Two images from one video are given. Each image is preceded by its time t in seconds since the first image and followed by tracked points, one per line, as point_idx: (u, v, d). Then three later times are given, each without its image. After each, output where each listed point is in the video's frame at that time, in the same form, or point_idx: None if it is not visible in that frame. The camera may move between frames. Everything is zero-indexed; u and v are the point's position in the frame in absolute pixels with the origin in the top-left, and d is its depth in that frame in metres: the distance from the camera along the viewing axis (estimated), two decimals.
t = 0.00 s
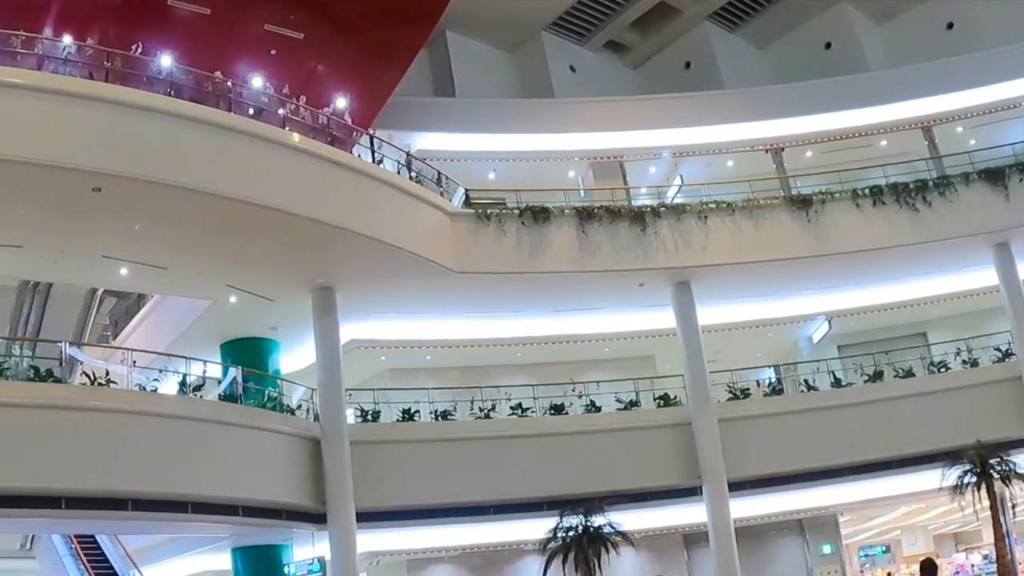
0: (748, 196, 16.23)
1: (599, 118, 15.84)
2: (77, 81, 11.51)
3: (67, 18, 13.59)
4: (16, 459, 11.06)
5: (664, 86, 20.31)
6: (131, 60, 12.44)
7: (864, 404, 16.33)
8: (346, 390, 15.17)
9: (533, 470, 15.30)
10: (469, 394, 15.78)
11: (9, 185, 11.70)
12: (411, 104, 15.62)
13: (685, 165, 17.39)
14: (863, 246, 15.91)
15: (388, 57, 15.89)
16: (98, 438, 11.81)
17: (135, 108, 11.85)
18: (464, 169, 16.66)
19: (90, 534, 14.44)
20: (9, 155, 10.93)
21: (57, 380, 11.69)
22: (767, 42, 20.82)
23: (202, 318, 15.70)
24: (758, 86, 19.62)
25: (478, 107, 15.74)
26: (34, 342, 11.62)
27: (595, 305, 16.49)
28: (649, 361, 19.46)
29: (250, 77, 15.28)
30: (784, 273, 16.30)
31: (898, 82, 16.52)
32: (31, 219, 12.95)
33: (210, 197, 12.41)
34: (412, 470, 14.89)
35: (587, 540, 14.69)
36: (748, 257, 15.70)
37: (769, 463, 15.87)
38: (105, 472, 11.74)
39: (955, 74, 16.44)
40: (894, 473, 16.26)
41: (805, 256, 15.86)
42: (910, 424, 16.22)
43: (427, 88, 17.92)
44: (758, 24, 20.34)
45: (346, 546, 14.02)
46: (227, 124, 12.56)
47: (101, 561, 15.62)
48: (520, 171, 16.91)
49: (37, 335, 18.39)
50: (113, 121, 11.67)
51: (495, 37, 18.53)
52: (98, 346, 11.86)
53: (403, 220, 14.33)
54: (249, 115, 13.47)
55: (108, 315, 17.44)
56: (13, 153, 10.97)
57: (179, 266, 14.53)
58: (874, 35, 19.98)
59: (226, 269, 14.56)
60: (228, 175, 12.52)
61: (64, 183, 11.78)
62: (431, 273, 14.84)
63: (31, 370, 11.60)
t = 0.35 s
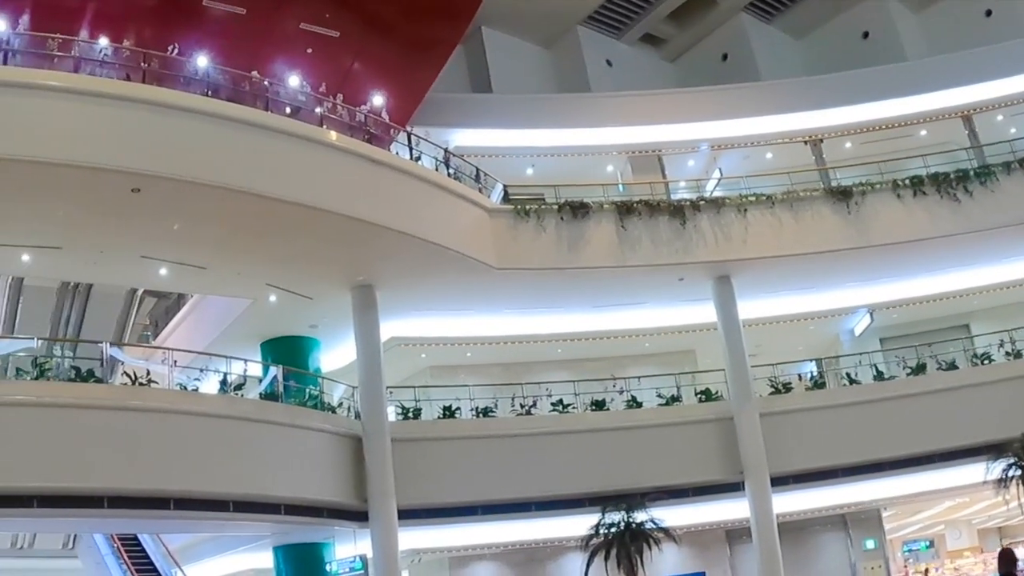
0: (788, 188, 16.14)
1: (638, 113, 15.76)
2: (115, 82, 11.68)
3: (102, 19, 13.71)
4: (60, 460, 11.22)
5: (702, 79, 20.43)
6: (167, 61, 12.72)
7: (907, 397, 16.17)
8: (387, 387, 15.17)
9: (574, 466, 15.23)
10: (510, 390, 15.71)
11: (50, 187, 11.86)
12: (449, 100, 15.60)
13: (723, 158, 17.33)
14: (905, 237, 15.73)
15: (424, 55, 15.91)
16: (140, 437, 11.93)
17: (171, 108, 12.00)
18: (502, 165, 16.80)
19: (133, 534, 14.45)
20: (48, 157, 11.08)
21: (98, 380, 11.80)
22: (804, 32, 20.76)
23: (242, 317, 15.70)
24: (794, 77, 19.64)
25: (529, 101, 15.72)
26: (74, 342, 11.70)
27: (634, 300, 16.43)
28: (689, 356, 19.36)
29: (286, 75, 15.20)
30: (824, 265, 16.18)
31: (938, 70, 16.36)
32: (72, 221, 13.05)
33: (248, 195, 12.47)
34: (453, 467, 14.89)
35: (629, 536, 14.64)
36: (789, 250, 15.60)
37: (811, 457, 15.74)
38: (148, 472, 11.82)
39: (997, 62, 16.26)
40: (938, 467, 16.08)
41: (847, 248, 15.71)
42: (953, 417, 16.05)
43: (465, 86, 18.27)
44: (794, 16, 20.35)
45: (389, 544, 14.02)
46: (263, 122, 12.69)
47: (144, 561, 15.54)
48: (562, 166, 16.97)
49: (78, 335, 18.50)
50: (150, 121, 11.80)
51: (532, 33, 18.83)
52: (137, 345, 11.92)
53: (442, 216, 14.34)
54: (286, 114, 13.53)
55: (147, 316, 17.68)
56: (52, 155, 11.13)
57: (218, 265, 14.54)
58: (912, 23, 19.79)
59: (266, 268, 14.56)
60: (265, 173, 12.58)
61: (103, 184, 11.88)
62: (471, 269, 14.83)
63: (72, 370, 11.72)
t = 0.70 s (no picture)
0: (827, 179, 16.03)
1: (668, 105, 15.97)
2: (149, 81, 11.87)
3: (137, 16, 13.98)
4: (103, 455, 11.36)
5: (737, 70, 20.47)
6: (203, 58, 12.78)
7: (947, 389, 16.00)
8: (425, 382, 15.16)
9: (612, 460, 15.17)
10: (549, 384, 15.65)
11: (88, 186, 12.00)
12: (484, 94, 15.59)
13: (761, 149, 17.30)
14: (945, 228, 15.56)
15: (459, 49, 15.74)
16: (180, 433, 12.04)
17: (209, 106, 12.17)
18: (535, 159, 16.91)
19: (173, 530, 14.46)
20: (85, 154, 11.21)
21: (137, 377, 11.98)
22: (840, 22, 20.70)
23: (280, 312, 15.70)
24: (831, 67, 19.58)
25: (560, 96, 15.93)
26: (112, 340, 11.85)
27: (671, 293, 16.37)
28: (727, 350, 19.24)
29: (321, 71, 15.33)
30: (864, 257, 16.05)
31: (978, 58, 16.19)
32: (110, 220, 13.13)
33: (285, 191, 12.49)
34: (492, 462, 14.86)
35: (668, 531, 14.63)
36: (828, 242, 15.51)
37: (850, 451, 15.60)
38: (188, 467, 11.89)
39: None
40: (981, 460, 15.87)
41: (887, 240, 15.54)
42: (995, 410, 15.86)
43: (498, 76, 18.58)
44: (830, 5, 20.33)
45: (428, 540, 13.98)
46: (297, 118, 12.75)
47: (182, 556, 15.42)
48: (596, 158, 17.05)
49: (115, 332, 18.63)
50: (185, 119, 11.97)
51: (567, 26, 18.97)
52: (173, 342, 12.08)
53: (479, 211, 14.32)
54: (321, 110, 13.41)
55: (184, 312, 17.75)
56: (93, 154, 11.30)
57: (256, 262, 14.55)
58: (950, 10, 19.58)
59: (303, 264, 14.56)
60: (301, 169, 12.59)
61: (140, 182, 11.96)
62: (508, 263, 14.81)
63: (111, 367, 11.89)
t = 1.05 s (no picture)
0: (862, 169, 15.91)
1: (702, 95, 16.17)
2: (185, 75, 11.92)
3: (169, 10, 14.10)
4: (141, 447, 11.50)
5: (772, 59, 20.62)
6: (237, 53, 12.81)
7: (985, 382, 15.84)
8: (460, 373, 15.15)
9: (647, 453, 15.12)
10: (584, 376, 15.64)
11: (123, 181, 12.05)
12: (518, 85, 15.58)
13: (796, 140, 17.55)
14: (983, 219, 15.40)
15: (493, 41, 15.60)
16: (216, 424, 12.07)
17: (245, 99, 12.16)
18: (572, 150, 17.30)
19: (211, 521, 14.50)
20: (121, 149, 11.27)
21: (172, 370, 12.10)
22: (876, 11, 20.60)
23: (315, 304, 15.72)
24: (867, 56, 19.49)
25: (593, 86, 16.27)
26: (147, 333, 12.06)
27: (706, 284, 16.42)
28: (764, 341, 19.24)
29: (355, 64, 15.26)
30: (902, 248, 15.93)
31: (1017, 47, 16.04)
32: (145, 215, 13.19)
33: (320, 183, 12.45)
34: (527, 455, 14.81)
35: (704, 524, 14.45)
36: (867, 233, 15.35)
37: (886, 444, 15.48)
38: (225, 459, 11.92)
39: None
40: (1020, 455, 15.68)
41: (925, 232, 15.39)
42: None
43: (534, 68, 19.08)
44: None
45: (463, 533, 13.93)
46: (332, 111, 12.73)
47: (218, 548, 15.49)
48: (636, 148, 17.29)
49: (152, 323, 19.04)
50: (220, 112, 11.95)
51: (600, 15, 19.35)
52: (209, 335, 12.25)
53: (515, 203, 14.26)
54: (355, 102, 13.39)
55: (219, 304, 18.30)
56: (131, 148, 11.32)
57: (291, 254, 14.55)
58: None
59: (339, 257, 14.55)
60: (336, 161, 12.54)
61: (176, 176, 11.97)
62: (543, 255, 14.77)
63: (146, 360, 11.99)
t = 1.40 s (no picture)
0: (898, 160, 15.80)
1: (732, 85, 16.40)
2: (219, 70, 11.90)
3: (201, 6, 14.09)
4: (179, 440, 11.57)
5: (807, 48, 20.75)
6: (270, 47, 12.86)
7: None
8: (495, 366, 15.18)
9: (681, 446, 15.04)
10: (620, 369, 15.64)
11: (159, 176, 12.09)
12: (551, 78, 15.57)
13: (832, 131, 17.65)
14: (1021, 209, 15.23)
15: (527, 35, 15.63)
16: (251, 418, 12.11)
17: (278, 94, 12.16)
18: (605, 142, 17.59)
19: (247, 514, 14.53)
20: (158, 144, 11.33)
21: (207, 364, 12.15)
22: None
23: (350, 298, 15.81)
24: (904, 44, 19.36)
25: (625, 79, 16.56)
26: (183, 328, 12.10)
27: (742, 277, 16.42)
28: (800, 333, 19.19)
29: (388, 57, 15.34)
30: (939, 239, 15.81)
31: None
32: (182, 210, 13.24)
33: (354, 177, 12.43)
34: (562, 448, 14.76)
35: (740, 518, 14.29)
36: (903, 224, 15.22)
37: (922, 438, 15.32)
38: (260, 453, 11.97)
39: None
40: None
41: (962, 222, 15.26)
42: None
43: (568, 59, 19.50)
44: None
45: (498, 527, 13.88)
46: (365, 105, 12.67)
47: (252, 541, 15.53)
48: (668, 141, 17.65)
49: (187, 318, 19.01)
50: (254, 106, 11.96)
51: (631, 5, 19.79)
52: (243, 328, 12.21)
53: (550, 196, 14.19)
54: (388, 96, 13.37)
55: (253, 299, 18.71)
56: (166, 143, 11.39)
57: (326, 248, 14.55)
58: None
59: (374, 251, 14.55)
60: (370, 155, 12.52)
61: (211, 171, 11.99)
62: (577, 247, 14.73)
63: (182, 354, 12.07)
